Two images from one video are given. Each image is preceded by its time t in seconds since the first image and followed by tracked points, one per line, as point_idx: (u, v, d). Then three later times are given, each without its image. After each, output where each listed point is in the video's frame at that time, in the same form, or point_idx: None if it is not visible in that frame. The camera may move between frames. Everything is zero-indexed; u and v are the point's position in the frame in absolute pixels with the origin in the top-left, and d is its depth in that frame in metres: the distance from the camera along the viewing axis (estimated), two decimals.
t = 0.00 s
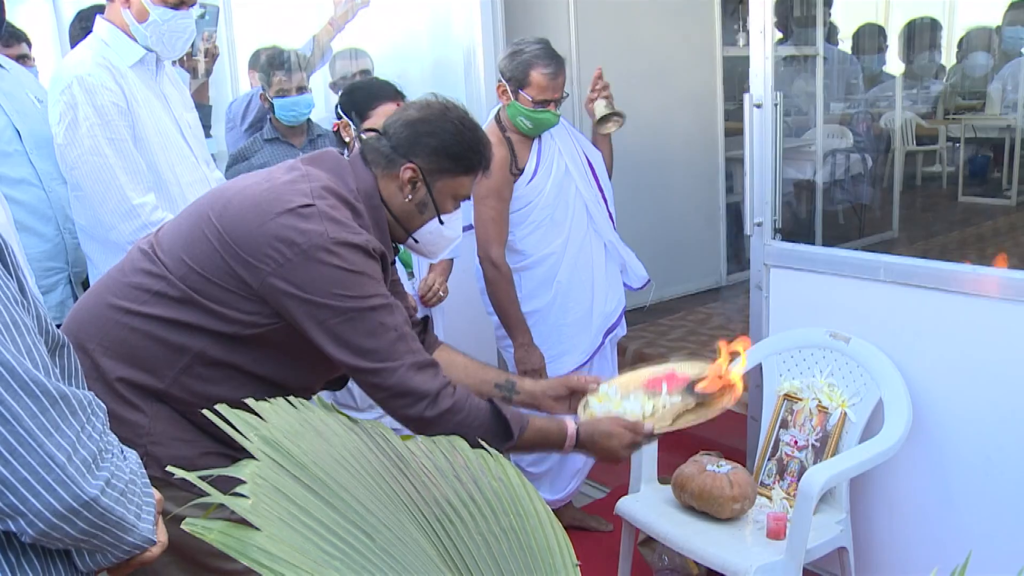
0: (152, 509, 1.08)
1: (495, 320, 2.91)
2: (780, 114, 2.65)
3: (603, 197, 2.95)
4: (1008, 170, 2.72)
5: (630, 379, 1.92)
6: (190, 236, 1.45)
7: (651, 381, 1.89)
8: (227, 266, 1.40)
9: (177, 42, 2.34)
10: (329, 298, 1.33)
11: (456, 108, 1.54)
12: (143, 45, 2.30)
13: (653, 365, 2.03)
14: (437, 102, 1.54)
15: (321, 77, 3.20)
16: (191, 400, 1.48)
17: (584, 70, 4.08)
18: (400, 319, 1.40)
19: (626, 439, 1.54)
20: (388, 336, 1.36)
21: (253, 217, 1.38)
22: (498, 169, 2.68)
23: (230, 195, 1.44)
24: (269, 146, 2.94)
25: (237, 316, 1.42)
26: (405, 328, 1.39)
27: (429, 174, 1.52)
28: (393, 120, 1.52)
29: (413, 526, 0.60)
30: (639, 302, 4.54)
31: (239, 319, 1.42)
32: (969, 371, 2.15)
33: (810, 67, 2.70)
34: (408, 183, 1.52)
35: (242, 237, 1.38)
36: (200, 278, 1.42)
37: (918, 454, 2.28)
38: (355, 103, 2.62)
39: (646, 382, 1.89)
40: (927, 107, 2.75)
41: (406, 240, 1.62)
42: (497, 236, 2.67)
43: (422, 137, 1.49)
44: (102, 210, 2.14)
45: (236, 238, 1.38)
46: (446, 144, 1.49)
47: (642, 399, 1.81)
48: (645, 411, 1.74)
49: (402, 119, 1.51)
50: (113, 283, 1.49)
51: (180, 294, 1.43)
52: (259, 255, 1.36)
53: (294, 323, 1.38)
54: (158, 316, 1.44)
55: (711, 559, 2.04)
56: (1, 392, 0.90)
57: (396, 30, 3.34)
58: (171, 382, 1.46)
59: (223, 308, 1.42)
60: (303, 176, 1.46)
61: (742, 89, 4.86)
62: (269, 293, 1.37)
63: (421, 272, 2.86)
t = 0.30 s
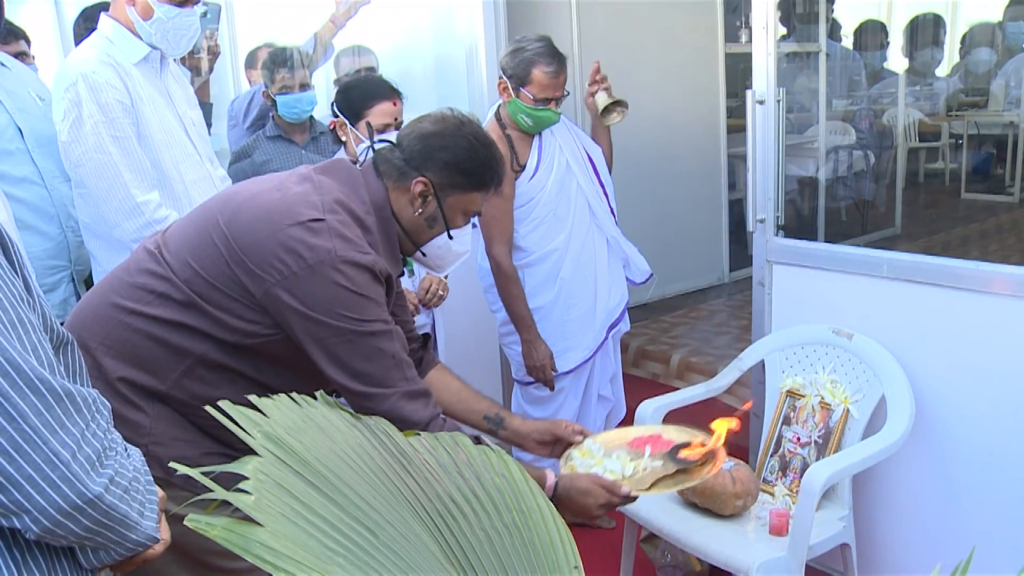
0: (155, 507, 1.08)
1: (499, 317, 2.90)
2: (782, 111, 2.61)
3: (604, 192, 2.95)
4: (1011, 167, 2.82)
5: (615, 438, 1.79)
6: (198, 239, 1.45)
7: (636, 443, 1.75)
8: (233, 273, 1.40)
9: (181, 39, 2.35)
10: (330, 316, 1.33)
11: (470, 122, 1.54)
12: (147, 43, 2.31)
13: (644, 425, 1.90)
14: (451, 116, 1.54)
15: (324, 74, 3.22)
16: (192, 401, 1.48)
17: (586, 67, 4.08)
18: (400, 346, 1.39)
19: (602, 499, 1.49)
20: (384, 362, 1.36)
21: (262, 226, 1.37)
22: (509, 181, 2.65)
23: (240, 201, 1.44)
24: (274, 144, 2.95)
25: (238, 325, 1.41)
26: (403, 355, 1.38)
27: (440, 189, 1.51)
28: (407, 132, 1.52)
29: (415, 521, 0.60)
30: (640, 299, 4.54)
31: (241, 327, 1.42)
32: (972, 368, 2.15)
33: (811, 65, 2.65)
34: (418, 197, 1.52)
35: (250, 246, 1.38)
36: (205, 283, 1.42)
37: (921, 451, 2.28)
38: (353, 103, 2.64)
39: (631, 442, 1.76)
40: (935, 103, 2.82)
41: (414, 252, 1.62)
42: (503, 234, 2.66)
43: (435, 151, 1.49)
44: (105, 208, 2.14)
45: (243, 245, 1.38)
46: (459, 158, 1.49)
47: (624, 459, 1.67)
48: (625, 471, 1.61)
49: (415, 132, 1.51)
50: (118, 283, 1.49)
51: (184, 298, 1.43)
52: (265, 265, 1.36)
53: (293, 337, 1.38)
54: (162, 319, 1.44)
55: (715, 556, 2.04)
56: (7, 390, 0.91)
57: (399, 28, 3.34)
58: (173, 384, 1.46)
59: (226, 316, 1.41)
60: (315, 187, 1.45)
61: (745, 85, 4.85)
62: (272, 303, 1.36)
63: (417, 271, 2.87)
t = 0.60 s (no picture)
0: (160, 505, 1.08)
1: (500, 313, 2.90)
2: (784, 106, 2.59)
3: (603, 189, 2.95)
4: (1012, 161, 2.90)
5: (584, 460, 1.98)
6: (207, 243, 1.45)
7: (605, 466, 1.95)
8: (244, 280, 1.40)
9: (182, 36, 2.35)
10: (345, 332, 1.33)
11: (481, 134, 1.55)
12: (149, 40, 2.30)
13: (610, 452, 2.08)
14: (463, 128, 1.55)
15: (323, 69, 3.19)
16: (195, 402, 1.48)
17: (587, 64, 4.07)
18: (407, 362, 1.41)
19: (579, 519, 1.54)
20: (392, 377, 1.37)
21: (276, 234, 1.37)
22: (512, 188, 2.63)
23: (252, 207, 1.43)
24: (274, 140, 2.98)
25: (248, 331, 1.42)
26: (410, 371, 1.40)
27: (449, 202, 1.51)
28: (418, 142, 1.53)
29: (415, 518, 0.60)
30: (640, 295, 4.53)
31: (250, 333, 1.42)
32: (974, 363, 2.15)
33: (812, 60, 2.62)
34: (427, 208, 1.51)
35: (262, 253, 1.37)
36: (215, 288, 1.42)
37: (922, 447, 2.28)
38: (343, 102, 2.64)
39: (599, 465, 1.94)
40: (936, 97, 2.89)
41: (419, 262, 1.61)
42: (503, 232, 2.64)
43: (446, 164, 1.50)
44: (108, 207, 2.15)
45: (255, 253, 1.38)
46: (469, 171, 1.50)
47: (596, 481, 1.84)
48: (600, 492, 1.77)
49: (427, 143, 1.52)
50: (126, 283, 1.49)
51: (193, 302, 1.43)
52: (277, 274, 1.36)
53: (303, 347, 1.39)
54: (170, 322, 1.44)
55: (717, 553, 2.05)
56: (14, 390, 0.91)
57: (400, 23, 3.32)
58: (178, 386, 1.46)
59: (237, 323, 1.42)
60: (328, 198, 1.44)
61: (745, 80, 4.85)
62: (283, 313, 1.37)
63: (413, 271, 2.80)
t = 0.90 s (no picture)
0: (162, 509, 1.08)
1: (498, 317, 2.90)
2: (785, 109, 2.61)
3: (604, 193, 2.95)
4: (1014, 164, 2.80)
5: (555, 440, 2.08)
6: (216, 247, 1.45)
7: (578, 445, 2.06)
8: (255, 286, 1.41)
9: (186, 38, 2.35)
10: (359, 338, 1.35)
11: (487, 138, 1.54)
12: (151, 43, 2.31)
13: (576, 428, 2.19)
14: (468, 131, 1.55)
15: (324, 70, 3.21)
16: (201, 404, 1.49)
17: (589, 67, 4.07)
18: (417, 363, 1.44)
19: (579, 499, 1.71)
20: (405, 380, 1.41)
21: (287, 241, 1.38)
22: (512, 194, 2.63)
23: (261, 212, 1.43)
24: (275, 142, 2.98)
25: (259, 335, 1.43)
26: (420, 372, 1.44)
27: (454, 203, 1.51)
28: (423, 143, 1.53)
29: (417, 520, 0.60)
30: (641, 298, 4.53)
31: (262, 337, 1.43)
32: (976, 366, 2.14)
33: (815, 62, 2.68)
34: (431, 210, 1.52)
35: (274, 259, 1.38)
36: (225, 293, 1.42)
37: (924, 450, 2.28)
38: (332, 113, 2.63)
39: (573, 445, 2.06)
40: (938, 100, 2.77)
41: (424, 263, 1.62)
42: (501, 237, 2.65)
43: (450, 166, 1.50)
44: (110, 209, 2.15)
45: (267, 259, 1.38)
46: (474, 175, 1.49)
47: (578, 460, 1.98)
48: (584, 471, 1.92)
49: (432, 145, 1.52)
50: (133, 287, 1.49)
51: (203, 307, 1.43)
52: (289, 280, 1.37)
53: (315, 351, 1.41)
54: (179, 327, 1.44)
55: (718, 556, 2.04)
56: (13, 394, 0.91)
57: (400, 26, 3.33)
58: (187, 389, 1.47)
59: (248, 327, 1.43)
60: (337, 202, 1.44)
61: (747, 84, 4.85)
62: (296, 318, 1.38)
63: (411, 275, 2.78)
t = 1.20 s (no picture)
0: (156, 514, 1.08)
1: (496, 319, 2.90)
2: (785, 112, 2.63)
3: (601, 197, 2.95)
4: (1012, 167, 2.81)
5: (550, 429, 2.11)
6: (216, 248, 1.45)
7: (575, 433, 2.09)
8: (257, 286, 1.41)
9: (183, 40, 2.35)
10: (363, 334, 1.36)
11: (484, 134, 1.55)
12: (149, 45, 2.31)
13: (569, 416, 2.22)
14: (465, 127, 1.55)
15: (324, 72, 3.21)
16: (202, 406, 1.49)
17: (588, 69, 4.07)
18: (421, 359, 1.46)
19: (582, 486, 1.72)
20: (410, 375, 1.42)
21: (289, 241, 1.38)
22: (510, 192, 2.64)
23: (261, 213, 1.43)
24: (274, 144, 2.97)
25: (262, 335, 1.43)
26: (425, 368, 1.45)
27: (451, 201, 1.52)
28: (420, 141, 1.54)
29: (416, 522, 0.60)
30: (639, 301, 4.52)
31: (264, 337, 1.44)
32: (975, 369, 2.14)
33: (815, 65, 2.66)
34: (430, 206, 1.52)
35: (276, 259, 1.38)
36: (226, 294, 1.43)
37: (922, 453, 2.28)
38: (319, 118, 2.64)
39: (566, 432, 2.08)
40: (936, 102, 2.87)
41: (422, 260, 1.62)
42: (498, 237, 2.66)
43: (448, 162, 1.50)
44: (109, 212, 2.15)
45: (268, 259, 1.38)
46: (471, 170, 1.50)
47: (576, 449, 1.99)
48: (583, 459, 1.93)
49: (429, 142, 1.52)
50: (133, 290, 1.49)
51: (205, 308, 1.43)
52: (291, 279, 1.37)
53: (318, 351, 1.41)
54: (180, 329, 1.44)
55: (717, 558, 2.04)
56: (4, 400, 0.91)
57: (400, 28, 3.33)
58: (188, 392, 1.47)
59: (250, 328, 1.43)
60: (337, 201, 1.44)
61: (746, 86, 4.86)
62: (299, 318, 1.38)
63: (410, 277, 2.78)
